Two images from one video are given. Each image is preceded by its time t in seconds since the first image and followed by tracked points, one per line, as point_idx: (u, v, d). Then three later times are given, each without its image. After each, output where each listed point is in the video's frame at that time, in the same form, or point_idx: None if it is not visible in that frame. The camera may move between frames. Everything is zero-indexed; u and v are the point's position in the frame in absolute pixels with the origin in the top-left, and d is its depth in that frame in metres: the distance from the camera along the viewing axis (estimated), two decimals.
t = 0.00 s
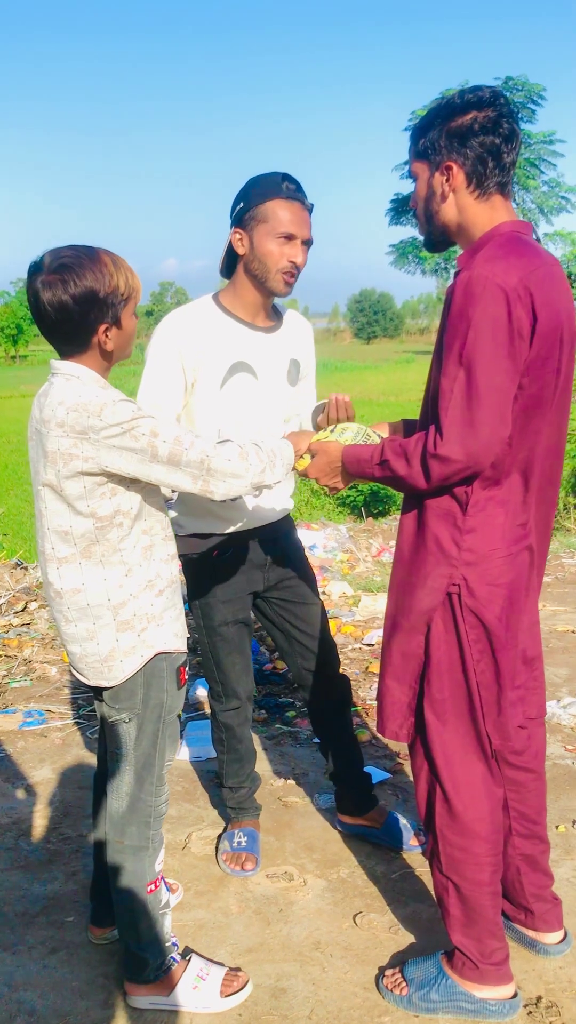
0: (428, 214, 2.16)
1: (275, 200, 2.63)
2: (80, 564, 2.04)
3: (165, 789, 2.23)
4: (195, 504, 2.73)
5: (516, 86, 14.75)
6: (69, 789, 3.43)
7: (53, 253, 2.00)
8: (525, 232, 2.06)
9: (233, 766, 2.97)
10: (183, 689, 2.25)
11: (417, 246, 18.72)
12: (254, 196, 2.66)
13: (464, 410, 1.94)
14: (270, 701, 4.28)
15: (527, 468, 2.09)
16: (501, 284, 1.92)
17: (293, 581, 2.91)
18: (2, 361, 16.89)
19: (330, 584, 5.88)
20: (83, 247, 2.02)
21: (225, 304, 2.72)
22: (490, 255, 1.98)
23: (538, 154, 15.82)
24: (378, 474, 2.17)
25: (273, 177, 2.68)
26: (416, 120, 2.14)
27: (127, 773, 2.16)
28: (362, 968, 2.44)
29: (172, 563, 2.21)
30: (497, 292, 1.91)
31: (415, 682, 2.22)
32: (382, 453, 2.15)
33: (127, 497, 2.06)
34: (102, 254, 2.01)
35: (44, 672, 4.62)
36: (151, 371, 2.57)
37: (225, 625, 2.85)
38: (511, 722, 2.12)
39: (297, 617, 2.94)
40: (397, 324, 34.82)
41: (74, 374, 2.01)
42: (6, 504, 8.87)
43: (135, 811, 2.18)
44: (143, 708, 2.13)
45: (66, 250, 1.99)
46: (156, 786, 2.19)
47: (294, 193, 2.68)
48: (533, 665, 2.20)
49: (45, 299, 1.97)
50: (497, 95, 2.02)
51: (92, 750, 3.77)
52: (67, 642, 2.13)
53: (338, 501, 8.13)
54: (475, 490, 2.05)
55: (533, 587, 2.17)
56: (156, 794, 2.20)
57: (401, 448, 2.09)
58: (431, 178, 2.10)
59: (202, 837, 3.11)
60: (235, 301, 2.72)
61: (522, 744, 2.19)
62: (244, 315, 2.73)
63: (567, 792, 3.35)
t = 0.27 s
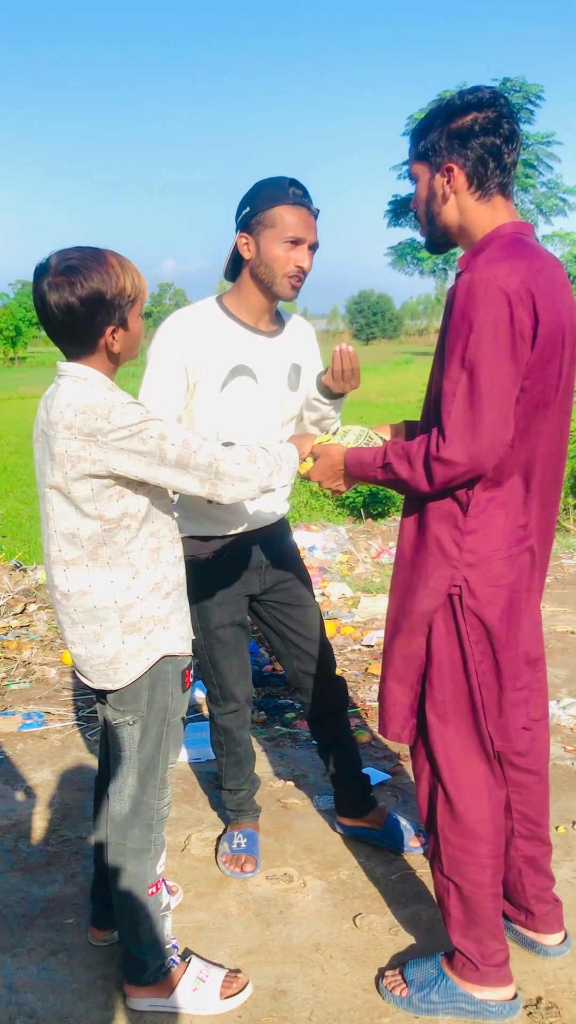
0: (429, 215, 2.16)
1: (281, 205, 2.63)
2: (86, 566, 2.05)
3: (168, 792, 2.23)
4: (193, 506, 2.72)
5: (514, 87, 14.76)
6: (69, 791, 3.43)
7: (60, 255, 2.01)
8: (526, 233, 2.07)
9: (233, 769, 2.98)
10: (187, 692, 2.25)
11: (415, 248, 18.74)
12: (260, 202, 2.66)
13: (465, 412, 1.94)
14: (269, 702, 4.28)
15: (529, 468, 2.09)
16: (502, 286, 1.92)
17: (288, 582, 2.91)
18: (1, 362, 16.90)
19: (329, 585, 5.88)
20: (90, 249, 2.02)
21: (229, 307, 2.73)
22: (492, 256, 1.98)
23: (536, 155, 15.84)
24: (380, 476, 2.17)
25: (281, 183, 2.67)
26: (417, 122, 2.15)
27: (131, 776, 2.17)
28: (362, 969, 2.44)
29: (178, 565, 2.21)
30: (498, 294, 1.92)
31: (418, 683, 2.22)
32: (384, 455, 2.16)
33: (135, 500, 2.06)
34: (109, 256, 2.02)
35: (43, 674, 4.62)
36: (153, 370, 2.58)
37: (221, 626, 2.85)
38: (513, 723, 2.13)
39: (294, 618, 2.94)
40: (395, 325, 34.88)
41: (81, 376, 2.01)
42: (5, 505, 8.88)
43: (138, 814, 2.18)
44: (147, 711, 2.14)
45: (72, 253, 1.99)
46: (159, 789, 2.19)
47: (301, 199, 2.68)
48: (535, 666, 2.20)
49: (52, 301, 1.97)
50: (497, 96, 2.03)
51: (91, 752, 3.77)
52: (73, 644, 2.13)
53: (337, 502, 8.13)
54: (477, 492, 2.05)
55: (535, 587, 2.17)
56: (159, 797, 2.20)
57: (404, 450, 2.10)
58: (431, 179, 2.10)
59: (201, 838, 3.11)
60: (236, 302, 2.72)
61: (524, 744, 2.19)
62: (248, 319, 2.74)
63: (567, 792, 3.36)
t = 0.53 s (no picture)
0: (429, 215, 2.16)
1: (276, 206, 2.61)
2: (92, 567, 2.05)
3: (169, 794, 2.23)
4: (192, 506, 2.72)
5: (512, 88, 14.78)
6: (68, 792, 3.43)
7: (70, 254, 2.00)
8: (526, 232, 2.07)
9: (232, 771, 2.98)
10: (192, 694, 2.26)
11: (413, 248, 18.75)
12: (256, 206, 2.64)
13: (467, 413, 1.94)
14: (268, 703, 4.29)
15: (529, 468, 2.09)
16: (503, 286, 1.92)
17: (288, 582, 2.91)
18: None
19: (328, 586, 5.90)
20: (100, 248, 2.02)
21: (231, 308, 2.74)
22: (493, 256, 1.98)
23: (534, 156, 15.86)
24: (382, 478, 2.17)
25: (273, 183, 2.66)
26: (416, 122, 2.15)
27: (133, 776, 2.17)
28: (361, 969, 2.44)
29: (184, 567, 2.22)
30: (499, 295, 1.91)
31: (420, 685, 2.22)
32: (386, 455, 2.16)
33: (143, 501, 2.06)
34: (119, 255, 2.02)
35: (42, 675, 4.62)
36: (155, 372, 2.57)
37: (220, 627, 2.85)
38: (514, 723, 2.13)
39: (293, 618, 2.93)
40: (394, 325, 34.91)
41: (91, 376, 2.01)
42: (4, 506, 8.89)
43: (139, 814, 2.18)
44: (152, 712, 2.14)
45: (82, 252, 1.99)
46: (161, 790, 2.19)
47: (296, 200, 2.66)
48: (536, 666, 2.20)
49: (62, 300, 1.97)
50: (497, 95, 2.03)
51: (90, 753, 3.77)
52: (76, 646, 2.13)
53: (336, 502, 8.14)
54: (478, 492, 2.05)
55: (535, 588, 2.18)
56: (161, 798, 2.20)
57: (405, 451, 2.10)
58: (432, 180, 2.10)
59: (200, 839, 3.11)
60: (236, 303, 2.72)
61: (525, 744, 2.19)
62: (250, 321, 2.74)
63: (566, 793, 3.36)
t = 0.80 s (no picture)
0: (432, 216, 2.16)
1: (245, 206, 2.59)
2: (101, 568, 2.04)
3: (173, 795, 2.23)
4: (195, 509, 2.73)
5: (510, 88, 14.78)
6: (67, 793, 3.43)
7: (83, 253, 2.00)
8: (529, 233, 2.07)
9: (231, 770, 2.98)
10: (198, 695, 2.27)
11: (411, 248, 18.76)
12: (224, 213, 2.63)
13: (471, 413, 1.94)
14: (267, 703, 4.29)
15: (532, 468, 2.09)
16: (507, 287, 1.92)
17: (289, 584, 2.90)
18: None
19: (327, 586, 5.90)
20: (113, 247, 2.02)
21: (230, 306, 2.72)
22: (497, 257, 1.98)
23: (532, 156, 15.87)
24: (386, 479, 2.17)
25: (233, 183, 2.64)
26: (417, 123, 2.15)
27: (139, 777, 2.17)
28: (360, 970, 2.44)
29: (192, 567, 2.23)
30: (503, 296, 1.91)
31: (423, 686, 2.22)
32: (390, 456, 2.16)
33: (153, 502, 2.06)
34: (132, 254, 2.02)
35: (41, 675, 4.62)
36: (161, 373, 2.59)
37: (221, 629, 2.85)
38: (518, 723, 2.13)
39: (293, 618, 2.93)
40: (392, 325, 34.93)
41: (101, 376, 2.01)
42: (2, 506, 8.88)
43: (143, 815, 2.19)
44: (158, 712, 2.14)
45: (95, 251, 1.99)
46: (165, 791, 2.20)
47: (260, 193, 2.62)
48: (538, 666, 2.20)
49: (75, 298, 1.96)
50: (499, 95, 2.03)
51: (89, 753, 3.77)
52: (83, 648, 2.13)
53: (335, 503, 8.14)
54: (482, 492, 2.05)
55: (538, 588, 2.18)
56: (165, 799, 2.20)
57: (409, 452, 2.10)
58: (434, 181, 2.10)
59: (200, 840, 3.11)
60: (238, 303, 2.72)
61: (528, 744, 2.19)
62: (253, 320, 2.73)
63: (565, 793, 3.36)
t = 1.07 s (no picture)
0: (436, 214, 2.15)
1: (229, 196, 2.59)
2: (107, 567, 2.04)
3: (178, 791, 2.23)
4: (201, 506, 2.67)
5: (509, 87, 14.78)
6: (65, 792, 3.42)
7: (88, 250, 1.99)
8: (533, 232, 2.06)
9: (229, 766, 2.97)
10: (202, 692, 2.26)
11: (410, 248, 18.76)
12: (210, 206, 2.62)
13: (474, 412, 1.93)
14: (265, 702, 4.29)
15: (534, 468, 2.09)
16: (511, 285, 1.91)
17: (295, 580, 2.89)
18: None
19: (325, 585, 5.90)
20: (117, 244, 2.01)
21: (220, 303, 2.71)
22: (500, 255, 1.97)
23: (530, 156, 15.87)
24: (389, 477, 2.17)
25: (216, 176, 2.64)
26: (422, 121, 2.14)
27: (143, 774, 2.17)
28: (359, 969, 2.44)
29: (198, 564, 2.22)
30: (507, 295, 1.91)
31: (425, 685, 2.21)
32: (393, 454, 2.15)
33: (158, 500, 2.05)
34: (137, 251, 2.01)
35: (38, 674, 4.61)
36: (157, 373, 2.56)
37: (228, 626, 2.85)
38: (520, 722, 2.12)
39: (299, 617, 2.93)
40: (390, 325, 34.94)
41: (104, 374, 2.00)
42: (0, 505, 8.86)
43: (147, 811, 2.18)
44: (164, 709, 2.14)
45: (100, 248, 1.98)
46: (170, 787, 2.19)
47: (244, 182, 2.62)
48: (539, 665, 2.20)
49: (81, 295, 1.95)
50: (503, 92, 2.02)
51: (87, 753, 3.76)
52: (90, 646, 2.12)
53: (333, 502, 8.14)
54: (484, 491, 2.05)
55: (539, 587, 2.18)
56: (169, 795, 2.20)
57: (412, 450, 2.09)
58: (438, 179, 2.09)
59: (198, 839, 3.10)
60: (240, 302, 2.71)
61: (529, 743, 2.19)
62: (243, 313, 2.72)
63: (564, 792, 3.36)
